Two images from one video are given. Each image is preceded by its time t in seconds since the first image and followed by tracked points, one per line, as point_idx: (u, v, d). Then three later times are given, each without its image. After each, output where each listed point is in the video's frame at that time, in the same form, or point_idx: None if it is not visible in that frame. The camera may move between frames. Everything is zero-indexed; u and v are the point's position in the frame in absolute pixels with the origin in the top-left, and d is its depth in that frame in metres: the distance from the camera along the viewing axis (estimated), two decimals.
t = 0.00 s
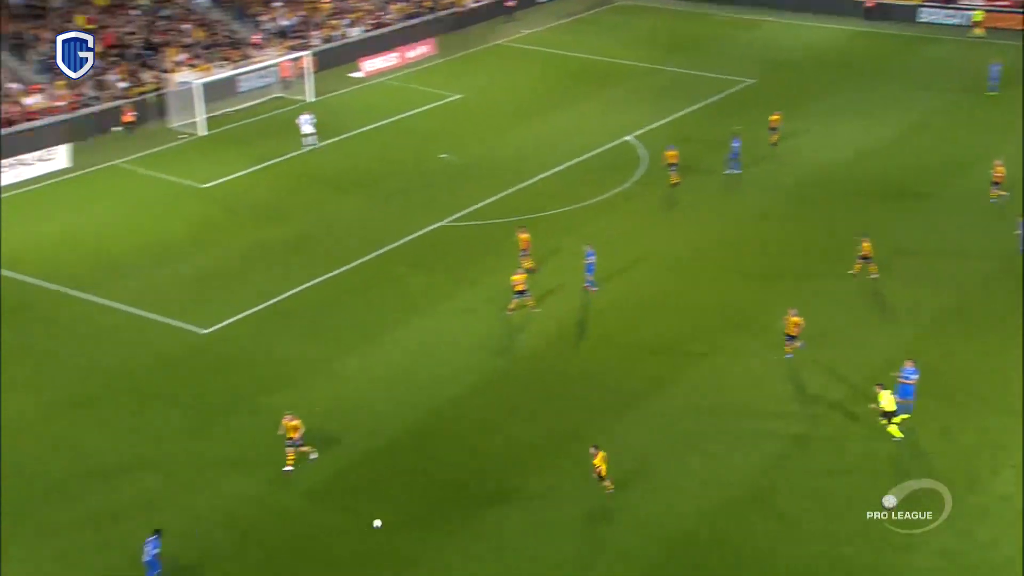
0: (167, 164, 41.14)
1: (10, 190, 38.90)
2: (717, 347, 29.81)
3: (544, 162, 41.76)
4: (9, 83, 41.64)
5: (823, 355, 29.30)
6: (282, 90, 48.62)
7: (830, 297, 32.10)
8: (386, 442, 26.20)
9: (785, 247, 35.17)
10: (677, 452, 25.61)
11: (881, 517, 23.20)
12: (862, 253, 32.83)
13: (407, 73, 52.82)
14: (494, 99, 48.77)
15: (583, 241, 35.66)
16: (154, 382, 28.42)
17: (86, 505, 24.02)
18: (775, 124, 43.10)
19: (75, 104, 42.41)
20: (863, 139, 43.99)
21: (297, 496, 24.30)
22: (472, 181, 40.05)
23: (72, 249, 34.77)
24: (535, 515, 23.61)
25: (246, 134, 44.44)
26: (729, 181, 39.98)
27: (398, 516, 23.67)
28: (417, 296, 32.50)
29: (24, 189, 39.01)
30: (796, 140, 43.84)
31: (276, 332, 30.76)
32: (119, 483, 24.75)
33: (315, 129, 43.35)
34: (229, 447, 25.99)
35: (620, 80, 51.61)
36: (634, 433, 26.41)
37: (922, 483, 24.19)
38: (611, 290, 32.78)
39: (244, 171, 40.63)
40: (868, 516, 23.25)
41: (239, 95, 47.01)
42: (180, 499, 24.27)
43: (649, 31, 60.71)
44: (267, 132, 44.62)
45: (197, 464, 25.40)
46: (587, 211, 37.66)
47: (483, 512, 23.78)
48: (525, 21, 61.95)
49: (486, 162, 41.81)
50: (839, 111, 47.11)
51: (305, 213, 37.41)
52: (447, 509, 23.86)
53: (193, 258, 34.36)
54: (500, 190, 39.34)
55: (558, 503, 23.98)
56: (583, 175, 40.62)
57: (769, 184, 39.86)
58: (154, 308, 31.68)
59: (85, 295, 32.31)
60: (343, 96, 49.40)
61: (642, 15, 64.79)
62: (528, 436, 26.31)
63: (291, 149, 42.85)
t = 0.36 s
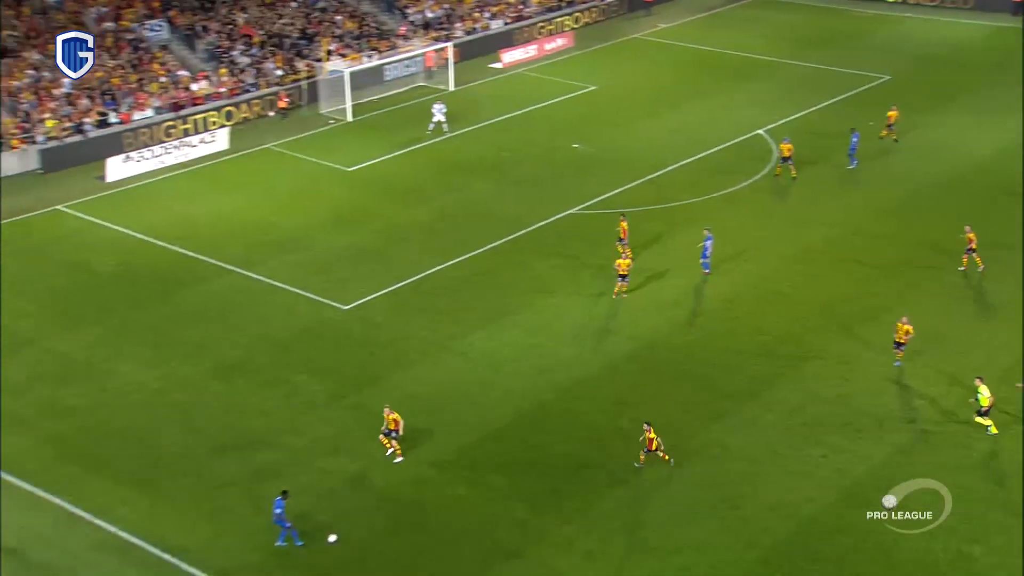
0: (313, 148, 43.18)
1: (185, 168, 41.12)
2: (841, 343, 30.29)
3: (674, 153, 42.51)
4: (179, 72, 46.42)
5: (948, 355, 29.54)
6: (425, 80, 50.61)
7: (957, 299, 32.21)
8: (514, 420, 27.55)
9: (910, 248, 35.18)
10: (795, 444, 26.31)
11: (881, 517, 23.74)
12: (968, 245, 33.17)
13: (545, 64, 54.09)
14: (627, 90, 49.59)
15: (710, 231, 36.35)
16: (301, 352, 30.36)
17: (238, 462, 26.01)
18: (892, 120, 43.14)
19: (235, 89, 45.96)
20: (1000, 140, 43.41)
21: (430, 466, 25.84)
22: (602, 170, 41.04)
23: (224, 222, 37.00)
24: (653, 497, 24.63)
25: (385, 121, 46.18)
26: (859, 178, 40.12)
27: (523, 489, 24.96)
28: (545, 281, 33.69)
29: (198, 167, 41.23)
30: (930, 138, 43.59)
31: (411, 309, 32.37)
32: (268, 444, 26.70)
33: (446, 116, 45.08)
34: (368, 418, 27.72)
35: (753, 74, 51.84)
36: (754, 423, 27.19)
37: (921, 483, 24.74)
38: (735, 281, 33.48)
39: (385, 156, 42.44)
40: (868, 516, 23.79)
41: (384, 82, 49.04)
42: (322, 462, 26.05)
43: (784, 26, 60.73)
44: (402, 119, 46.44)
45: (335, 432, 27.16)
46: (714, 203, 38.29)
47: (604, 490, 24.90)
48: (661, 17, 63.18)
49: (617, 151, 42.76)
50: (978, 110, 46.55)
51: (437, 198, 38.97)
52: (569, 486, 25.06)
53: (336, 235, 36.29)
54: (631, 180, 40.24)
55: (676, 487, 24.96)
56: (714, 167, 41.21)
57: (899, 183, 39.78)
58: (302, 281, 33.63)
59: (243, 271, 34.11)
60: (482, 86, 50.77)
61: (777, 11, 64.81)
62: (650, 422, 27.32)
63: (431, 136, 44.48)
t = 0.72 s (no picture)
0: (380, 153, 44.30)
1: (259, 170, 42.51)
2: (895, 351, 30.66)
3: (734, 161, 42.99)
4: (256, 79, 47.23)
5: (1003, 365, 29.79)
6: (490, 87, 51.86)
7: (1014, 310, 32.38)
8: (572, 420, 28.33)
9: (967, 258, 35.40)
10: (846, 450, 26.79)
11: (881, 517, 24.39)
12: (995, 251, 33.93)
13: (607, 72, 54.92)
14: (688, 98, 50.11)
15: (767, 238, 36.83)
16: (366, 350, 31.42)
17: (305, 455, 27.09)
18: (938, 128, 43.50)
19: (307, 95, 47.50)
20: None
21: (489, 462, 26.73)
22: (661, 177, 41.70)
23: (291, 223, 38.23)
24: (704, 498, 25.26)
25: (448, 128, 47.14)
26: (917, 187, 40.32)
27: (579, 487, 25.71)
28: (604, 285, 34.44)
29: (272, 169, 42.68)
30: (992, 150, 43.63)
31: (473, 309, 33.30)
32: (334, 438, 27.75)
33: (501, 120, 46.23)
34: (430, 415, 28.66)
35: (814, 84, 52.08)
36: (806, 428, 27.70)
37: (921, 484, 25.41)
38: (793, 287, 33.96)
39: (450, 160, 43.47)
40: (868, 516, 24.45)
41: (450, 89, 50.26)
42: (385, 457, 27.03)
43: (846, 37, 60.86)
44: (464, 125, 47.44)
45: (398, 427, 28.17)
46: (773, 210, 38.79)
47: (657, 490, 25.58)
48: (722, 27, 63.77)
49: (677, 158, 43.39)
50: None
51: (499, 202, 39.87)
52: (623, 486, 25.78)
53: (400, 237, 37.33)
54: (691, 187, 40.82)
55: (727, 488, 25.56)
56: (773, 175, 41.66)
57: (958, 193, 39.96)
58: (367, 281, 34.70)
59: (311, 270, 35.32)
60: (545, 94, 51.72)
61: (839, 22, 64.93)
62: (705, 424, 27.96)
63: (495, 142, 45.39)
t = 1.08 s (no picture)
0: (414, 154, 44.63)
1: (293, 170, 43.02)
2: (927, 355, 30.58)
3: (765, 164, 42.94)
4: (292, 80, 47.85)
5: None
6: (523, 89, 52.03)
7: None
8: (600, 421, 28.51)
9: (1001, 263, 35.20)
10: (873, 454, 26.81)
11: (881, 517, 24.58)
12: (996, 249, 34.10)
13: (640, 74, 54.96)
14: (721, 101, 50.09)
15: (798, 241, 36.81)
16: (397, 349, 31.74)
17: (336, 452, 27.44)
18: (954, 130, 43.46)
19: (342, 96, 47.89)
20: None
21: (518, 462, 26.95)
22: (692, 179, 41.76)
23: (324, 223, 38.64)
24: (732, 500, 25.35)
25: (481, 130, 47.42)
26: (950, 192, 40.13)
27: (607, 488, 25.88)
28: (635, 286, 34.58)
29: (306, 169, 43.20)
30: None
31: (504, 310, 33.56)
32: (365, 436, 28.11)
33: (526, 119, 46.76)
34: (460, 414, 28.94)
35: (848, 87, 51.89)
36: (836, 431, 27.71)
37: (921, 484, 25.60)
38: (824, 290, 33.94)
39: (483, 162, 43.75)
40: (868, 515, 24.63)
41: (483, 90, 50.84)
42: (415, 456, 27.34)
43: (881, 40, 60.57)
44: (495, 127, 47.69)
45: (428, 426, 28.47)
46: (804, 213, 38.77)
47: (685, 492, 25.70)
48: (754, 31, 63.74)
49: (709, 161, 43.43)
50: None
51: (529, 203, 40.10)
52: (651, 487, 25.92)
53: (431, 238, 37.64)
54: (721, 189, 40.87)
55: (755, 491, 25.63)
56: (805, 178, 41.61)
57: (992, 197, 39.71)
58: (398, 281, 35.03)
59: (343, 269, 35.71)
60: (578, 96, 51.86)
61: (874, 25, 64.64)
62: (734, 426, 28.06)
63: (528, 144, 45.60)
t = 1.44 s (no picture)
0: (424, 158, 44.83)
1: (303, 174, 43.28)
2: (934, 360, 30.69)
3: (773, 168, 43.08)
4: (302, 84, 48.26)
5: None
6: (531, 93, 52.43)
7: None
8: (608, 424, 28.68)
9: (1008, 267, 35.31)
10: (881, 457, 26.93)
11: (881, 517, 24.84)
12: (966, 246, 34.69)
13: (648, 79, 55.16)
14: (729, 106, 50.22)
15: (805, 245, 36.93)
16: (406, 351, 31.96)
17: (346, 454, 27.66)
18: (945, 132, 43.55)
19: (352, 100, 48.25)
20: None
21: (526, 464, 27.14)
22: (700, 183, 41.92)
23: (334, 226, 38.88)
24: (738, 503, 25.49)
25: (491, 134, 47.65)
26: (958, 196, 40.22)
27: (614, 491, 26.06)
28: (643, 290, 34.74)
29: (316, 172, 43.46)
30: None
31: (512, 312, 33.75)
32: (374, 438, 28.33)
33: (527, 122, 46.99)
34: (468, 416, 29.14)
35: (856, 92, 51.99)
36: (842, 435, 27.83)
37: (922, 484, 25.84)
38: (832, 293, 34.07)
39: (493, 165, 43.96)
40: (868, 515, 24.90)
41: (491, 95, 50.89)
42: (424, 457, 27.54)
43: (889, 45, 60.65)
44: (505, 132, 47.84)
45: (437, 428, 28.68)
46: (812, 217, 38.89)
47: (692, 494, 25.86)
48: (762, 35, 63.87)
49: (716, 165, 43.56)
50: None
51: (538, 206, 40.30)
52: (658, 489, 26.08)
53: (440, 241, 37.86)
54: (729, 193, 41.00)
55: (762, 494, 25.79)
56: (812, 182, 41.72)
57: (1000, 201, 39.81)
58: (407, 284, 35.25)
59: (352, 272, 35.94)
60: (587, 100, 52.06)
61: (881, 30, 64.72)
62: (741, 430, 28.21)
63: (538, 148, 45.78)
